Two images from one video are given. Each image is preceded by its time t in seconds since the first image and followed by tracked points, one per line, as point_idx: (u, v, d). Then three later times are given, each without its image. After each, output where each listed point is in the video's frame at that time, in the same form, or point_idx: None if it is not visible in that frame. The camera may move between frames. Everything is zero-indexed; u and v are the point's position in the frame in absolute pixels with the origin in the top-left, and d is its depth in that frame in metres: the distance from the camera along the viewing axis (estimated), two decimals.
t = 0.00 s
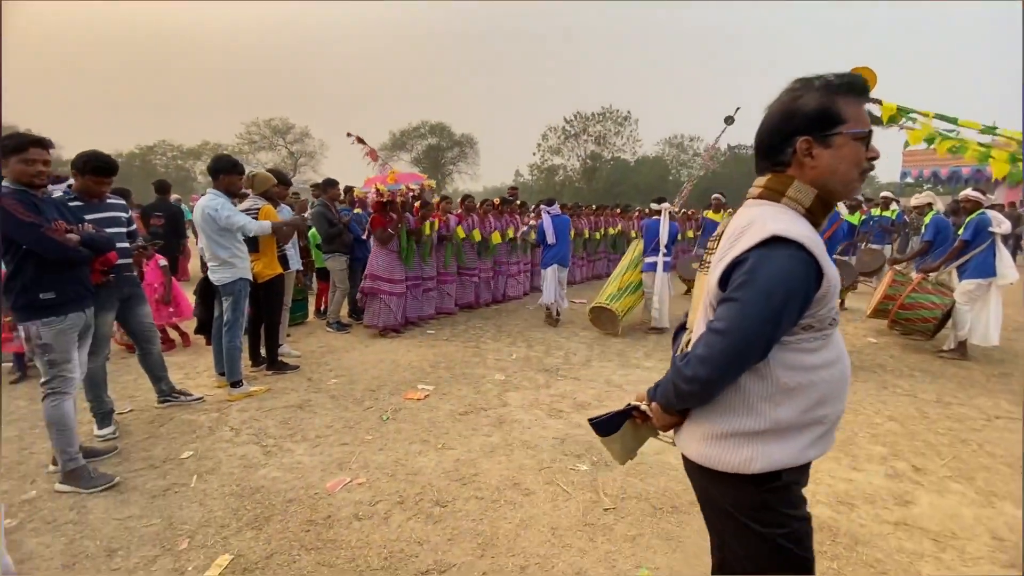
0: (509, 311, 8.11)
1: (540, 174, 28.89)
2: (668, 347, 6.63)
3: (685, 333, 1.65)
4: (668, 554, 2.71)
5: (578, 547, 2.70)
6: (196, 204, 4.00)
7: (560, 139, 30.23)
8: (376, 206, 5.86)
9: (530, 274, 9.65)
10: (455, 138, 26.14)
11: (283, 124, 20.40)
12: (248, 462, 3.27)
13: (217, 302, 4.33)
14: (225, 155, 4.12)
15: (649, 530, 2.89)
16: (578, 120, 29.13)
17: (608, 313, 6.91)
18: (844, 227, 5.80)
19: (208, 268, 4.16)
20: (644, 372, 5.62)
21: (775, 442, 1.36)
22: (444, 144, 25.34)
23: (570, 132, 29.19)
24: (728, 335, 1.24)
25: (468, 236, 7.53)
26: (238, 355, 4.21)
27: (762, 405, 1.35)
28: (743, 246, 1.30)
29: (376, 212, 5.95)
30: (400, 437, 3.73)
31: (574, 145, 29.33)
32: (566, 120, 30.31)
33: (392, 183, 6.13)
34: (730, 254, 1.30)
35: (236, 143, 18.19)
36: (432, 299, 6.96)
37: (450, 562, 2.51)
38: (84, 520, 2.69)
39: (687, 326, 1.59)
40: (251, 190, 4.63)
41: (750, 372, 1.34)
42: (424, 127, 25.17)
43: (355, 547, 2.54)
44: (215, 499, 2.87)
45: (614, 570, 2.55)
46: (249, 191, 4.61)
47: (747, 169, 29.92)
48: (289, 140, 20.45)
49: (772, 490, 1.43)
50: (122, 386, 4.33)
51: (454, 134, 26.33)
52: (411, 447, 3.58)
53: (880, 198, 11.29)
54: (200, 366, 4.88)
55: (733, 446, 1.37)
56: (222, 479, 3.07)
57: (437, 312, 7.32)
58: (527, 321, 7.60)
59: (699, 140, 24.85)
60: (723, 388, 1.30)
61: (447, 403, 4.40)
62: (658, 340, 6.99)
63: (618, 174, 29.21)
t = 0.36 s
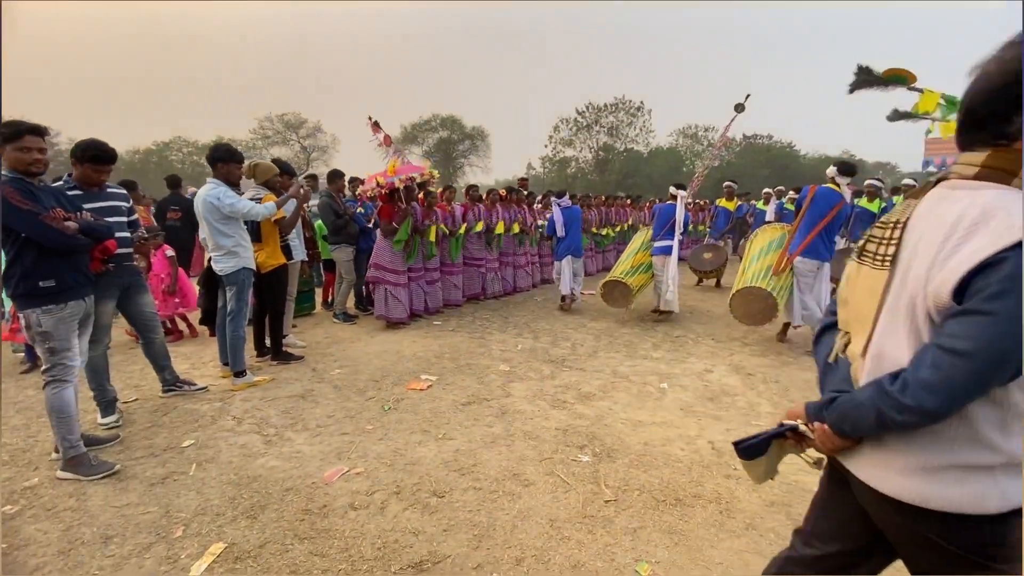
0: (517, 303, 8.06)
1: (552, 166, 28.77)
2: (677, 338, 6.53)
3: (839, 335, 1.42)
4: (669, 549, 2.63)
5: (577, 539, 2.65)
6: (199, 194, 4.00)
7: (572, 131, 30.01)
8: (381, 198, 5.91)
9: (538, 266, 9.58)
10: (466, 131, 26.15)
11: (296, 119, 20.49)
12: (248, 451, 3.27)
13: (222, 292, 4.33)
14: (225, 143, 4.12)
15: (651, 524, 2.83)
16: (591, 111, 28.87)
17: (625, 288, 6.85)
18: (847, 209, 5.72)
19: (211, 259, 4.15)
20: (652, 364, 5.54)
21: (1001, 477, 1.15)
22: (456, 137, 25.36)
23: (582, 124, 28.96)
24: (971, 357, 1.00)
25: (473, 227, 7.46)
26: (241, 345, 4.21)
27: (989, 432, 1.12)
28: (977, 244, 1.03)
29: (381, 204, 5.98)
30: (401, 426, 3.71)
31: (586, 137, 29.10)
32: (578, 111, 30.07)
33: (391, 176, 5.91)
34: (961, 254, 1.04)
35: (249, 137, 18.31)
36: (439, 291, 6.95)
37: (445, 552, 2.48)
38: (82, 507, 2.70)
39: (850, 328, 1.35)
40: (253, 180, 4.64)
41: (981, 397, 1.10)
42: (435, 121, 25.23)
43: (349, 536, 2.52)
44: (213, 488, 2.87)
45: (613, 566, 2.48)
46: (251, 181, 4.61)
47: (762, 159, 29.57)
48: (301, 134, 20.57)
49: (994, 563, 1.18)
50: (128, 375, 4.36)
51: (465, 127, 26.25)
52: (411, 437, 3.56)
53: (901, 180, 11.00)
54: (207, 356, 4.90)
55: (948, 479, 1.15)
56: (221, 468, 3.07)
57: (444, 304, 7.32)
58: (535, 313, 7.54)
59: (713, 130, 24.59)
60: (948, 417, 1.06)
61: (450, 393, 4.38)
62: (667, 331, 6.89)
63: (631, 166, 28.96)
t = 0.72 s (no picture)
0: (511, 293, 7.95)
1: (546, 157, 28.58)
2: (674, 327, 6.45)
3: None
4: (670, 544, 2.55)
5: (575, 535, 2.56)
6: (178, 182, 3.86)
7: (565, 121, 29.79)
8: (369, 185, 5.78)
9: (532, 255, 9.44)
10: (459, 121, 25.90)
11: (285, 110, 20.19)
12: (233, 448, 3.15)
13: (206, 284, 4.20)
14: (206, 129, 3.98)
15: (651, 518, 2.74)
16: (583, 101, 28.65)
17: (630, 285, 6.64)
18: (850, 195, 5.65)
19: (194, 249, 4.01)
20: (649, 353, 5.45)
21: None
22: (448, 127, 25.12)
23: (574, 113, 28.74)
24: None
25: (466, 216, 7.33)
26: (226, 339, 4.09)
27: None
28: None
29: (370, 192, 5.87)
30: (393, 420, 3.61)
31: (579, 127, 28.91)
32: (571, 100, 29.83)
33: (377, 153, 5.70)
34: None
35: (237, 129, 18.03)
36: (433, 281, 6.82)
37: (438, 551, 2.38)
38: (58, 509, 2.58)
39: None
40: (236, 167, 4.50)
41: None
42: (427, 110, 24.97)
43: (337, 535, 2.42)
44: (198, 487, 2.75)
45: (612, 562, 2.39)
46: (234, 169, 4.47)
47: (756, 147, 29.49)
48: (291, 125, 20.29)
49: None
50: (111, 371, 4.22)
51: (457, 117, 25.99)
52: (403, 431, 3.46)
53: (879, 169, 10.92)
54: (193, 351, 4.77)
55: None
56: (205, 465, 2.95)
57: (439, 295, 7.19)
58: (529, 303, 7.44)
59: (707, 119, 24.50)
60: None
61: (444, 385, 4.27)
62: (664, 320, 6.81)
63: (624, 155, 28.81)
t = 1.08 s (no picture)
0: (499, 290, 7.76)
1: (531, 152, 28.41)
2: (666, 324, 6.32)
3: None
4: (673, 556, 2.40)
5: (573, 548, 2.39)
6: (143, 174, 3.62)
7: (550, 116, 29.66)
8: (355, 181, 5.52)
9: (519, 252, 9.25)
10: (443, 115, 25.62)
11: (265, 104, 19.76)
12: (205, 457, 2.94)
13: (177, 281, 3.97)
14: (173, 116, 3.72)
15: (653, 528, 2.58)
16: (569, 96, 28.54)
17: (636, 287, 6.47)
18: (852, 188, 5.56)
19: (163, 245, 3.78)
20: (641, 351, 5.31)
21: None
22: (432, 122, 24.83)
23: (560, 109, 28.63)
24: None
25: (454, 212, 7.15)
26: (198, 340, 3.86)
27: None
28: None
29: (355, 187, 5.62)
30: (376, 424, 3.42)
31: (564, 122, 28.80)
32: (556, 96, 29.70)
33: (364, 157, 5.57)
34: None
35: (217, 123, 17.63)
36: (417, 278, 6.60)
37: (426, 569, 2.20)
38: (6, 530, 2.34)
39: None
40: (208, 158, 4.25)
41: None
42: (410, 105, 24.64)
43: (316, 553, 2.23)
44: (164, 501, 2.54)
45: None
46: (205, 160, 4.22)
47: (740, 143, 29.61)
48: (271, 118, 19.85)
49: None
50: (74, 375, 3.96)
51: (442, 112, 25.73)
52: (388, 436, 3.27)
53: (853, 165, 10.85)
54: (164, 352, 4.52)
55: None
56: (173, 477, 2.74)
57: (424, 293, 6.96)
58: (518, 299, 7.27)
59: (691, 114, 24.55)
60: None
61: (430, 386, 4.09)
62: (655, 316, 6.67)
63: (610, 151, 28.77)
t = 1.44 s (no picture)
0: (482, 295, 7.66)
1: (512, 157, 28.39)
2: (650, 329, 6.27)
3: None
4: (668, 570, 2.32)
5: (564, 565, 2.30)
6: (109, 176, 3.45)
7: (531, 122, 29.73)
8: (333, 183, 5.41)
9: (501, 255, 9.15)
10: (423, 120, 25.48)
11: (242, 108, 19.42)
12: (173, 475, 2.78)
13: (145, 289, 3.79)
14: (139, 116, 3.55)
15: (646, 541, 2.50)
16: (549, 102, 28.65)
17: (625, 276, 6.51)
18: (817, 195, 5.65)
19: (130, 250, 3.61)
20: (627, 356, 5.24)
21: None
22: (412, 126, 24.68)
23: (540, 114, 28.74)
24: None
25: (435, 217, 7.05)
26: (168, 350, 3.67)
27: None
28: None
29: (333, 190, 5.50)
30: (357, 437, 3.28)
31: (545, 128, 28.89)
32: (536, 101, 29.79)
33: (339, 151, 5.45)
34: None
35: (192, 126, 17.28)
36: (400, 283, 6.46)
37: None
38: None
39: None
40: (179, 160, 4.09)
41: None
42: (389, 109, 24.45)
43: None
44: (127, 524, 2.38)
45: None
46: (176, 161, 4.06)
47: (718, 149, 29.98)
48: (247, 121, 19.52)
49: None
50: (33, 390, 3.74)
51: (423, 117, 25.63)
52: (370, 449, 3.14)
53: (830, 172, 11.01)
54: (131, 363, 4.32)
55: None
56: (138, 498, 2.57)
57: (406, 298, 6.83)
58: (501, 305, 7.17)
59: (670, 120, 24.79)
60: None
61: (412, 396, 3.96)
62: (639, 321, 6.62)
63: (590, 157, 28.93)
